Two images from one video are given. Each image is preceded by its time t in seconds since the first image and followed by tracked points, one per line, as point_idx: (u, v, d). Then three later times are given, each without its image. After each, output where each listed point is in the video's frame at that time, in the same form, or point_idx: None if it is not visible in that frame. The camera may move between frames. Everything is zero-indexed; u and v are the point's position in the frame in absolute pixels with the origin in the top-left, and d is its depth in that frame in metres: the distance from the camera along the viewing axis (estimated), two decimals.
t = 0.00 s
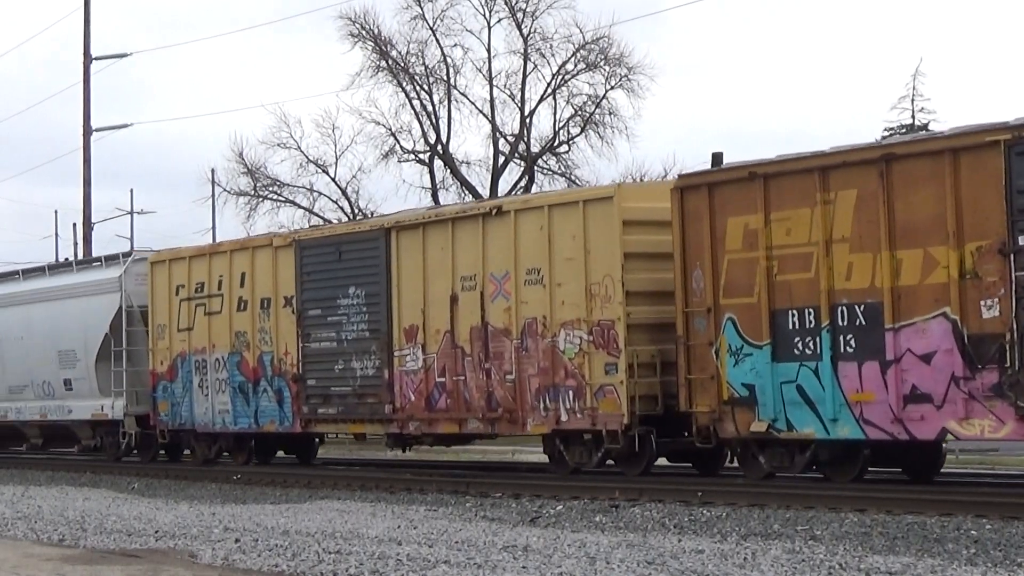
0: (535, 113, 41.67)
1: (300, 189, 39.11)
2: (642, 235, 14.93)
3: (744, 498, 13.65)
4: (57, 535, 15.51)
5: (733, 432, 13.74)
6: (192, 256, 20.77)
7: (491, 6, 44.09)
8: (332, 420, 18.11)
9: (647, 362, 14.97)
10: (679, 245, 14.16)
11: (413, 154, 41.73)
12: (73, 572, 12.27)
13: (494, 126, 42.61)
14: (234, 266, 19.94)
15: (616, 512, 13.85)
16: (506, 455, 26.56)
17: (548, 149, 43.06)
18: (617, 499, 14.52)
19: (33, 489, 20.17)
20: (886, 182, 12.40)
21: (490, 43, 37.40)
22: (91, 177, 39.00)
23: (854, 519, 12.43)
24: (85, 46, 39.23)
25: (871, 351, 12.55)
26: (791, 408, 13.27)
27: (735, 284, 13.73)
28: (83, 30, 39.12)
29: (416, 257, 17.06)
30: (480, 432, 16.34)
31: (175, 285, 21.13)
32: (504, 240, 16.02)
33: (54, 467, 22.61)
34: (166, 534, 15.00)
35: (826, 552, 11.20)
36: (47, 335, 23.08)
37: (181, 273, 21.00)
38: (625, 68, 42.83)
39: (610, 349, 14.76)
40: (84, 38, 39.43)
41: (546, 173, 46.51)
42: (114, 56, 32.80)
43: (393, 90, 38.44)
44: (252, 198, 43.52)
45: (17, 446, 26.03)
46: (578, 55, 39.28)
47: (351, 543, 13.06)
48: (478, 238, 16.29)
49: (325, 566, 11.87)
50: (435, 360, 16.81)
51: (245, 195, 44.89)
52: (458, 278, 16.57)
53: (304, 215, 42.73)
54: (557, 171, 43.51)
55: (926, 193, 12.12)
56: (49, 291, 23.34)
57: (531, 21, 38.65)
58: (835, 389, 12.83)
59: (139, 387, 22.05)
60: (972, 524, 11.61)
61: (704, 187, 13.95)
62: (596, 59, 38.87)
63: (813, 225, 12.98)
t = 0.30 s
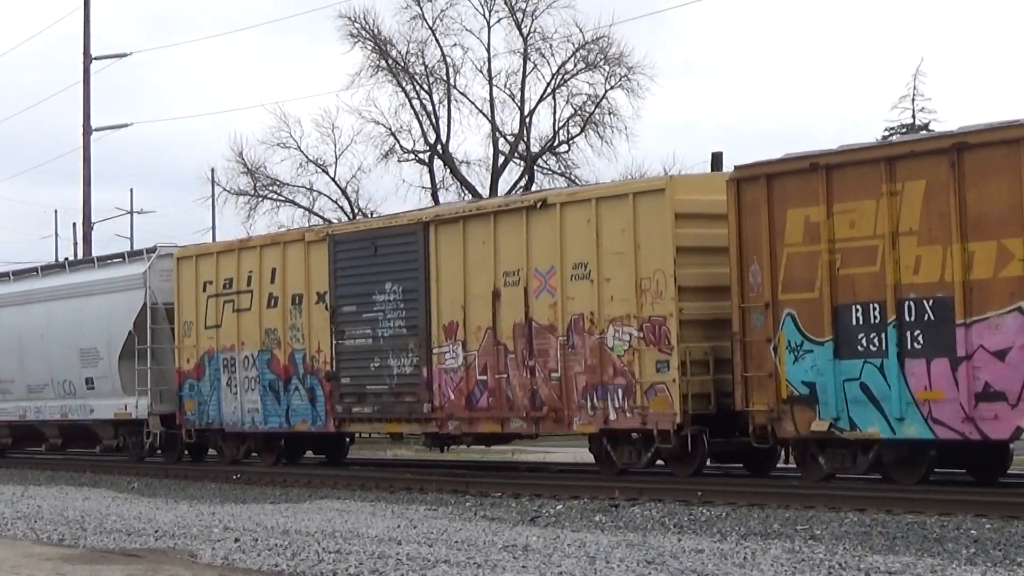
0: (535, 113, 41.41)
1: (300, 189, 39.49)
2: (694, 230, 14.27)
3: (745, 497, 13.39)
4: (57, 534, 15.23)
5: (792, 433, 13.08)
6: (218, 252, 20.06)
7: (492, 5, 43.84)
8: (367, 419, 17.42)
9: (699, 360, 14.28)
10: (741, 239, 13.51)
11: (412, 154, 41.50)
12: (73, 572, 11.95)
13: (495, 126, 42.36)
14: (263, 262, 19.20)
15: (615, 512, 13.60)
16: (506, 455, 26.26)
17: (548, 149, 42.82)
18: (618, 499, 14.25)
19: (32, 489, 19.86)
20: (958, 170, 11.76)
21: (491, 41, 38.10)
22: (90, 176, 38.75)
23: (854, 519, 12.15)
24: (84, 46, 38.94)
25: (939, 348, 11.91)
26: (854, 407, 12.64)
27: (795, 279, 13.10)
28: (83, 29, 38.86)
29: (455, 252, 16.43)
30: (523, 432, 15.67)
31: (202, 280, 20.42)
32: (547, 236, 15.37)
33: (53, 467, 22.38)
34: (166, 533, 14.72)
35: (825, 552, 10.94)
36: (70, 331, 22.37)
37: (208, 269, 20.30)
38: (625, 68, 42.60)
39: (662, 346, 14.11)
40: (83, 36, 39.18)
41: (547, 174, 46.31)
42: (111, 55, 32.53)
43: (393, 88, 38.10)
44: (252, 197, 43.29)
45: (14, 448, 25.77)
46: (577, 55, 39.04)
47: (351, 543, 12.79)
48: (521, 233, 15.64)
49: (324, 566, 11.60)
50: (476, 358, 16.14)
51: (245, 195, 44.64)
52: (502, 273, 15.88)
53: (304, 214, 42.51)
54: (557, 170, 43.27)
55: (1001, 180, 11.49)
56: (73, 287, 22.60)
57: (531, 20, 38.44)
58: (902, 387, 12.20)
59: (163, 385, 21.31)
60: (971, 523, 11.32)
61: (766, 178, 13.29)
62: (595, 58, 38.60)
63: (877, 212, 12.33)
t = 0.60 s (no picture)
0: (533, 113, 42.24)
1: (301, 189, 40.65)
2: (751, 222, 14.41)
3: (745, 497, 13.97)
4: (56, 534, 16.27)
5: (857, 433, 13.11)
6: (247, 248, 20.75)
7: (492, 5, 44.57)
8: (404, 419, 17.84)
9: (756, 356, 14.40)
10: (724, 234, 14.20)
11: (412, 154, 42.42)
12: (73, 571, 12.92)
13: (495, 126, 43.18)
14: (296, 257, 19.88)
15: (615, 512, 14.39)
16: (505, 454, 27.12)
17: (549, 148, 43.66)
18: (619, 500, 15.11)
19: (32, 489, 20.84)
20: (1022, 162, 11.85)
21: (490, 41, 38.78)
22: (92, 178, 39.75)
23: (854, 519, 12.64)
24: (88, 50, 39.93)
25: (1016, 345, 11.85)
26: (927, 406, 12.59)
27: (859, 272, 13.13)
28: (85, 32, 39.77)
29: (499, 246, 16.69)
30: (570, 431, 15.87)
31: (231, 276, 21.12)
32: (567, 233, 15.87)
33: (56, 468, 23.36)
34: (165, 533, 15.74)
35: (826, 552, 11.40)
36: (88, 330, 23.20)
37: (239, 264, 20.95)
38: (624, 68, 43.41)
39: (718, 343, 14.23)
40: (85, 36, 40.11)
41: (547, 172, 47.33)
42: (115, 60, 33.41)
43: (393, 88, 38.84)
44: (253, 197, 44.30)
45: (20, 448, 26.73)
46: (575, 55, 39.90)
47: (352, 543, 13.80)
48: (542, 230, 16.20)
49: (324, 566, 12.58)
50: (520, 356, 16.43)
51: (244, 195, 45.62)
52: (547, 268, 16.16)
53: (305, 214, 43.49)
54: (556, 170, 44.11)
55: None
56: (90, 287, 23.45)
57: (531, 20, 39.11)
58: (975, 385, 12.15)
59: (189, 384, 21.98)
60: (972, 523, 11.71)
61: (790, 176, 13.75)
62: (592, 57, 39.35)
63: (886, 213, 12.85)
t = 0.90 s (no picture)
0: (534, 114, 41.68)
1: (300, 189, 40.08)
2: (815, 213, 11.65)
3: (746, 496, 12.03)
4: (56, 534, 15.21)
5: (923, 435, 10.72)
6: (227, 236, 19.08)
7: (492, 6, 44.08)
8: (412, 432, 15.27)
9: (819, 353, 11.64)
10: (699, 243, 12.09)
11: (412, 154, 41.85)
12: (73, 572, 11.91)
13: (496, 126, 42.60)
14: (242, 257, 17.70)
15: (614, 512, 13.37)
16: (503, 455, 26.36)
17: (551, 150, 43.05)
18: (620, 500, 14.13)
19: (32, 489, 20.06)
20: None
21: (491, 40, 38.31)
22: (92, 177, 39.01)
23: (854, 519, 11.06)
24: (85, 54, 39.28)
25: None
26: (997, 406, 10.30)
27: (928, 268, 10.72)
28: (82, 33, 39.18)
29: (547, 233, 13.44)
30: (620, 434, 12.85)
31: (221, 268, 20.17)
32: (546, 239, 13.45)
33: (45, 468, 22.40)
34: (167, 533, 14.62)
35: (826, 552, 10.07)
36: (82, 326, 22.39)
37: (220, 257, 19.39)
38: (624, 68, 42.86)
39: (684, 355, 12.24)
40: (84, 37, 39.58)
41: (547, 172, 46.80)
42: (116, 57, 32.73)
43: (393, 89, 38.05)
44: (253, 198, 43.74)
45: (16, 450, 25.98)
46: (576, 55, 39.37)
47: (351, 543, 12.69)
48: (486, 243, 13.98)
49: (323, 566, 11.52)
50: (566, 353, 13.24)
51: (243, 195, 45.06)
52: (595, 263, 13.02)
53: (304, 215, 42.90)
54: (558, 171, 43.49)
55: None
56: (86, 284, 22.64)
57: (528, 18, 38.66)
58: None
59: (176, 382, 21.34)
60: (971, 523, 10.29)
61: (739, 178, 11.78)
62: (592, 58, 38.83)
63: (835, 228, 11.75)
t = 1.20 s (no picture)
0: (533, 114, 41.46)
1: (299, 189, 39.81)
2: (879, 207, 11.40)
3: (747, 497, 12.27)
4: (57, 534, 14.98)
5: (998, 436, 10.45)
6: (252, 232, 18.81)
7: (493, 6, 43.83)
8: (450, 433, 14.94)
9: (883, 352, 11.39)
10: (758, 237, 11.86)
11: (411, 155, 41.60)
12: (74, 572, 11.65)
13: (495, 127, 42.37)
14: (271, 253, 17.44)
15: (614, 512, 13.15)
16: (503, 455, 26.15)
17: (551, 150, 42.83)
18: (619, 500, 13.91)
19: (32, 489, 19.85)
20: None
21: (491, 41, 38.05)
22: (90, 177, 38.55)
23: (855, 519, 11.13)
24: (82, 55, 39.03)
25: None
26: None
27: (1001, 262, 10.48)
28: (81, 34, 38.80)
29: (595, 228, 13.22)
30: (672, 435, 12.65)
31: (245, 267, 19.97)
32: (594, 235, 13.23)
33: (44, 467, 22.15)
34: (167, 533, 14.36)
35: (826, 552, 10.03)
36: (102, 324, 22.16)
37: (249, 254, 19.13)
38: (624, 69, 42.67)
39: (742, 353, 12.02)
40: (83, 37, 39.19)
41: (547, 173, 46.68)
42: (115, 56, 32.34)
43: (393, 89, 37.69)
44: (251, 198, 43.47)
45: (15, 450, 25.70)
46: (576, 56, 39.18)
47: (351, 543, 12.40)
48: (531, 238, 13.76)
49: (324, 566, 11.26)
50: (615, 351, 13.02)
51: (242, 195, 44.83)
52: (646, 258, 12.80)
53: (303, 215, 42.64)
54: (557, 171, 43.27)
55: None
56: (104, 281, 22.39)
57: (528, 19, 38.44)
58: None
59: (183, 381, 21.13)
60: (971, 523, 10.34)
61: (800, 171, 11.53)
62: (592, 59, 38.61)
63: (898, 221, 11.51)
